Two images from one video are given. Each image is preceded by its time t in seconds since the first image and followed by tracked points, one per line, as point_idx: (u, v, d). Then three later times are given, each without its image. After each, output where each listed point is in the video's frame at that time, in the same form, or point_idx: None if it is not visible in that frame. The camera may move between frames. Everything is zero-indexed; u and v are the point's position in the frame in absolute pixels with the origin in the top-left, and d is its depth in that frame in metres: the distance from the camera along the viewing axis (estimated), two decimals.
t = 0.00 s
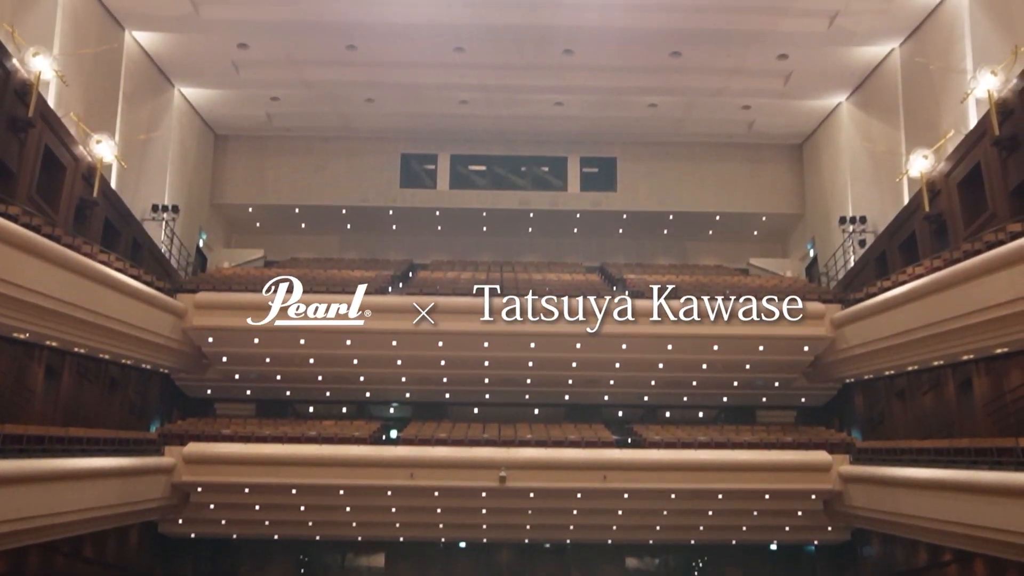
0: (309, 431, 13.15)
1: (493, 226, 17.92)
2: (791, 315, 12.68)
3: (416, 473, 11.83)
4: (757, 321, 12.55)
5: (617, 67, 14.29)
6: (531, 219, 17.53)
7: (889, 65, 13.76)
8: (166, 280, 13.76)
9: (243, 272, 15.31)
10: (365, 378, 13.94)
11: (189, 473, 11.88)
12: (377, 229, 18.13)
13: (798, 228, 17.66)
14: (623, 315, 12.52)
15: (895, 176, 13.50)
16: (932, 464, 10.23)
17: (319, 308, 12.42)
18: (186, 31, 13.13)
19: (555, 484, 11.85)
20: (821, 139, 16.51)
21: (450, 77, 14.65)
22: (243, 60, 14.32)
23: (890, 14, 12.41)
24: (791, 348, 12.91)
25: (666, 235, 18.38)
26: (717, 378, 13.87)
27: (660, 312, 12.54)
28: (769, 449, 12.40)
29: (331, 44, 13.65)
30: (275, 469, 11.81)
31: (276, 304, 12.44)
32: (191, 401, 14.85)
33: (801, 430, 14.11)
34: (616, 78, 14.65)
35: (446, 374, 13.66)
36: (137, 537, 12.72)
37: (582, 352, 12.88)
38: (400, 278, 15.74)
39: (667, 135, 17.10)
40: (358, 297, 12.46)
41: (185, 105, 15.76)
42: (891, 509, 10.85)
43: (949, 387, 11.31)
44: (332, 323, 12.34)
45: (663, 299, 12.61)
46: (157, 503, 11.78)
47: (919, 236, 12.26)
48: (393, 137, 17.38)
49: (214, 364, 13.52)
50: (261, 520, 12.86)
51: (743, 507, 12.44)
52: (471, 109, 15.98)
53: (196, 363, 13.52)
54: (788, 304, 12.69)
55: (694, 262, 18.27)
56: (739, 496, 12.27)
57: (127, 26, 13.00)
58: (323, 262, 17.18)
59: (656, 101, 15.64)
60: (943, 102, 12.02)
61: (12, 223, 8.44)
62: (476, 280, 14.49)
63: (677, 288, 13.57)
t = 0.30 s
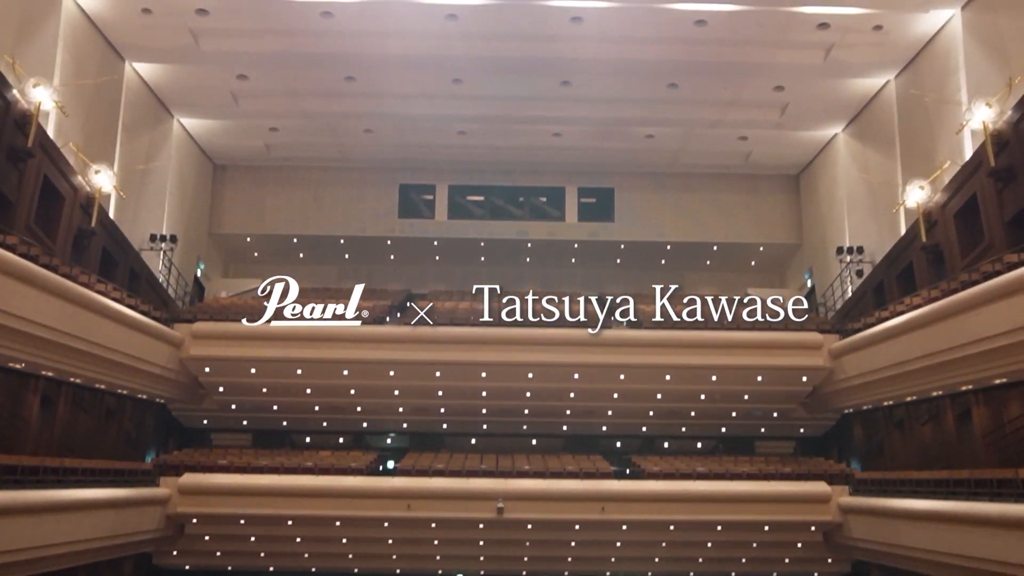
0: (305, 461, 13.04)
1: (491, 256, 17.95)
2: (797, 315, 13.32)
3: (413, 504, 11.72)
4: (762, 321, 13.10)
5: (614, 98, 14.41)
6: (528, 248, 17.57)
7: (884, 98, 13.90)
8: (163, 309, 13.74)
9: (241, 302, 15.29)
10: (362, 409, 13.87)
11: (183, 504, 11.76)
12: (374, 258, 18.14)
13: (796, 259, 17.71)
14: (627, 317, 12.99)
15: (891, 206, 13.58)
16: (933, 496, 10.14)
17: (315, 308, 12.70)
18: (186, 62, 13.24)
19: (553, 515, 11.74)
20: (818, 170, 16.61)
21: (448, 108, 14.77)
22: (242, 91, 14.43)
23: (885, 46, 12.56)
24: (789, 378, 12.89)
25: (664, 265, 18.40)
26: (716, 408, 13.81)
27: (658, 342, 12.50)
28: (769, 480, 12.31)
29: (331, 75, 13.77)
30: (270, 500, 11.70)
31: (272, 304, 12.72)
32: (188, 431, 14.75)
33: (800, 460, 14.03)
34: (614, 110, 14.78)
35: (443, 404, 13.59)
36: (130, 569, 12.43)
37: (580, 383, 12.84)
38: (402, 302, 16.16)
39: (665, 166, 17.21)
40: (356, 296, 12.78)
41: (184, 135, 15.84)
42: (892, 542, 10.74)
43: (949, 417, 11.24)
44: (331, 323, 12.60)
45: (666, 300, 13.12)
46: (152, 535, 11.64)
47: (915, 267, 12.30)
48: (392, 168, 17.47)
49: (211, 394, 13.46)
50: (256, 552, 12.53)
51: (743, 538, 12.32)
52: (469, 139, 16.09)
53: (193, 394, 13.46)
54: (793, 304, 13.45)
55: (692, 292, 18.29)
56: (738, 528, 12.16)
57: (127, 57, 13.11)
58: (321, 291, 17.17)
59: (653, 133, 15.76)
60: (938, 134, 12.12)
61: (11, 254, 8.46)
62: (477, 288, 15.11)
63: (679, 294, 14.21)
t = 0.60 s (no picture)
0: (302, 492, 12.92)
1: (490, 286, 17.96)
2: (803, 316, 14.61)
3: (410, 535, 11.59)
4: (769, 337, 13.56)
5: (612, 129, 14.52)
6: (527, 278, 17.57)
7: (880, 130, 14.03)
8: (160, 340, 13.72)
9: (239, 331, 15.26)
10: (359, 439, 13.79)
11: (178, 536, 11.63)
12: (373, 288, 18.14)
13: (793, 289, 17.74)
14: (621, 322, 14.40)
15: (888, 237, 13.64)
16: (934, 527, 10.05)
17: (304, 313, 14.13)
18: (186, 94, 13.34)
19: (552, 547, 11.61)
20: (815, 201, 16.70)
21: (447, 139, 14.88)
22: (242, 121, 14.54)
23: (879, 77, 12.69)
24: (789, 408, 12.85)
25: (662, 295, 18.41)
26: (716, 438, 13.74)
27: (657, 371, 12.47)
28: (769, 511, 12.21)
29: (330, 106, 13.88)
30: (265, 532, 11.57)
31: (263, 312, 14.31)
32: (184, 462, 14.64)
33: (800, 491, 13.93)
34: (612, 141, 14.88)
35: (441, 435, 13.52)
36: None
37: (578, 413, 12.79)
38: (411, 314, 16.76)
39: (663, 196, 17.29)
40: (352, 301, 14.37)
41: (183, 165, 15.91)
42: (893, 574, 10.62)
43: (949, 447, 11.17)
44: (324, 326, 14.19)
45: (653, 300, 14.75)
46: (146, 567, 11.50)
47: (913, 296, 12.33)
48: (391, 198, 17.55)
49: (208, 424, 13.38)
50: None
51: (744, 570, 12.18)
52: (468, 170, 16.19)
53: (190, 424, 13.38)
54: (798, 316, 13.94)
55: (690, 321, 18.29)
56: (739, 560, 12.03)
57: (127, 89, 13.22)
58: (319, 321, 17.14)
59: (650, 164, 15.87)
60: (935, 164, 12.21)
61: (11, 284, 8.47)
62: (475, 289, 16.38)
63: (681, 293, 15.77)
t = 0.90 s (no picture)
0: (299, 523, 12.79)
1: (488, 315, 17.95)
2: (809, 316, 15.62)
3: (408, 566, 11.45)
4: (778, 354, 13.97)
5: (610, 159, 14.60)
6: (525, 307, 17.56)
7: (876, 160, 14.13)
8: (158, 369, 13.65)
9: (237, 361, 15.21)
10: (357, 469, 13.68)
11: (173, 568, 11.47)
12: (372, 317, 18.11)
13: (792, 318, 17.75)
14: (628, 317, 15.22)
15: (886, 266, 13.67)
16: (938, 558, 9.93)
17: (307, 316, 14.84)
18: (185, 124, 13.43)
19: None
20: (812, 230, 16.77)
21: (445, 169, 14.96)
22: (241, 152, 14.61)
23: (876, 108, 12.79)
24: (789, 438, 12.78)
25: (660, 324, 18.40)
26: (716, 468, 13.65)
27: (656, 402, 12.40)
28: (771, 543, 12.08)
29: (329, 136, 13.96)
30: (262, 564, 11.42)
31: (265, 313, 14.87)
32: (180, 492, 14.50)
33: (801, 522, 13.80)
34: (610, 171, 14.97)
35: (439, 465, 13.42)
36: None
37: (577, 443, 12.70)
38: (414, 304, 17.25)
39: (661, 225, 17.35)
40: (349, 302, 15.59)
41: (181, 195, 15.96)
42: None
43: (950, 477, 11.08)
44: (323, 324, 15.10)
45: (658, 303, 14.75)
46: None
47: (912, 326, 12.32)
48: (389, 228, 17.60)
49: (205, 455, 13.28)
50: None
51: None
52: (466, 200, 16.26)
53: (186, 454, 13.28)
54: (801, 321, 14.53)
55: (689, 351, 18.27)
56: None
57: (127, 119, 13.31)
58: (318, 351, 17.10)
59: (648, 193, 15.93)
60: (932, 194, 12.26)
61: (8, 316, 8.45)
62: (473, 284, 16.97)
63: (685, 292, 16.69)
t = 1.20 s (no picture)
0: (296, 554, 12.62)
1: (486, 344, 17.89)
2: (814, 317, 15.68)
3: None
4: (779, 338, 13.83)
5: (608, 188, 14.66)
6: (524, 336, 17.50)
7: (874, 189, 14.20)
8: (155, 399, 13.56)
9: (235, 391, 15.14)
10: (355, 500, 13.55)
11: None
12: (370, 347, 18.05)
13: (791, 347, 17.71)
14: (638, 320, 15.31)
15: (886, 294, 13.67)
16: None
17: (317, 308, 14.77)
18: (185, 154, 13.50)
19: None
20: (811, 259, 16.80)
21: (445, 198, 15.02)
22: (241, 182, 14.68)
23: (873, 137, 12.88)
24: (791, 467, 12.68)
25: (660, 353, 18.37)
26: (718, 498, 13.53)
27: (657, 431, 12.33)
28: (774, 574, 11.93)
29: (328, 165, 14.02)
30: None
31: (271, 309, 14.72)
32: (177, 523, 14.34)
33: (803, 553, 13.65)
34: (609, 200, 15.03)
35: (438, 496, 13.30)
36: None
37: (576, 473, 12.60)
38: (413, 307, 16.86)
39: (660, 254, 17.37)
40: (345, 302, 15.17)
41: (180, 224, 15.99)
42: None
43: (952, 507, 10.97)
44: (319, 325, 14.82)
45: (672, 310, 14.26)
46: None
47: (912, 355, 12.28)
48: (388, 258, 17.62)
49: (202, 485, 13.16)
50: None
51: None
52: (465, 229, 16.31)
53: (184, 484, 13.16)
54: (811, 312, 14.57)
55: (689, 380, 18.20)
56: None
57: (127, 149, 13.39)
58: (316, 380, 17.02)
59: (646, 222, 15.97)
60: (930, 223, 12.30)
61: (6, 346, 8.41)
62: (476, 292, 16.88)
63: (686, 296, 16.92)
